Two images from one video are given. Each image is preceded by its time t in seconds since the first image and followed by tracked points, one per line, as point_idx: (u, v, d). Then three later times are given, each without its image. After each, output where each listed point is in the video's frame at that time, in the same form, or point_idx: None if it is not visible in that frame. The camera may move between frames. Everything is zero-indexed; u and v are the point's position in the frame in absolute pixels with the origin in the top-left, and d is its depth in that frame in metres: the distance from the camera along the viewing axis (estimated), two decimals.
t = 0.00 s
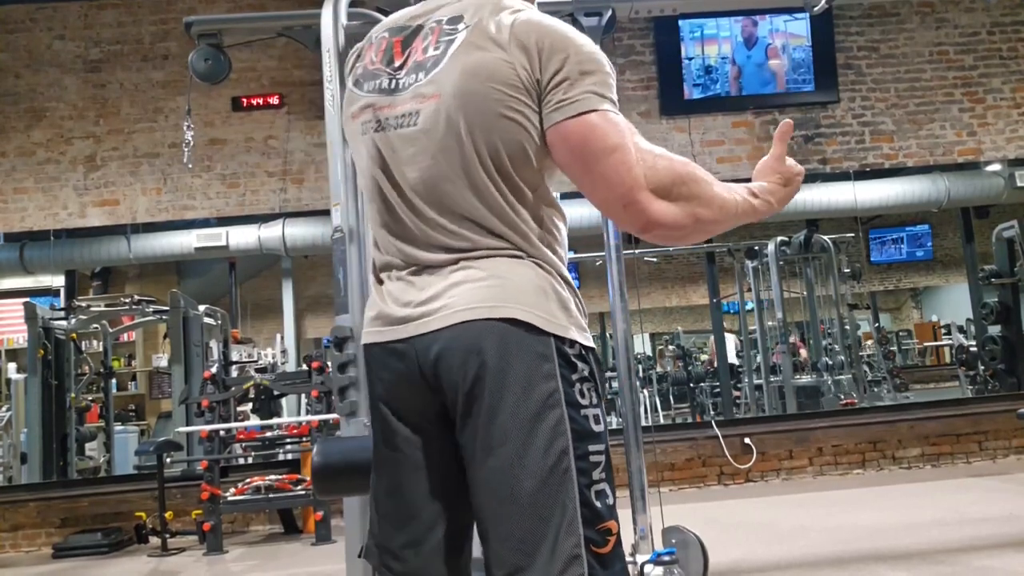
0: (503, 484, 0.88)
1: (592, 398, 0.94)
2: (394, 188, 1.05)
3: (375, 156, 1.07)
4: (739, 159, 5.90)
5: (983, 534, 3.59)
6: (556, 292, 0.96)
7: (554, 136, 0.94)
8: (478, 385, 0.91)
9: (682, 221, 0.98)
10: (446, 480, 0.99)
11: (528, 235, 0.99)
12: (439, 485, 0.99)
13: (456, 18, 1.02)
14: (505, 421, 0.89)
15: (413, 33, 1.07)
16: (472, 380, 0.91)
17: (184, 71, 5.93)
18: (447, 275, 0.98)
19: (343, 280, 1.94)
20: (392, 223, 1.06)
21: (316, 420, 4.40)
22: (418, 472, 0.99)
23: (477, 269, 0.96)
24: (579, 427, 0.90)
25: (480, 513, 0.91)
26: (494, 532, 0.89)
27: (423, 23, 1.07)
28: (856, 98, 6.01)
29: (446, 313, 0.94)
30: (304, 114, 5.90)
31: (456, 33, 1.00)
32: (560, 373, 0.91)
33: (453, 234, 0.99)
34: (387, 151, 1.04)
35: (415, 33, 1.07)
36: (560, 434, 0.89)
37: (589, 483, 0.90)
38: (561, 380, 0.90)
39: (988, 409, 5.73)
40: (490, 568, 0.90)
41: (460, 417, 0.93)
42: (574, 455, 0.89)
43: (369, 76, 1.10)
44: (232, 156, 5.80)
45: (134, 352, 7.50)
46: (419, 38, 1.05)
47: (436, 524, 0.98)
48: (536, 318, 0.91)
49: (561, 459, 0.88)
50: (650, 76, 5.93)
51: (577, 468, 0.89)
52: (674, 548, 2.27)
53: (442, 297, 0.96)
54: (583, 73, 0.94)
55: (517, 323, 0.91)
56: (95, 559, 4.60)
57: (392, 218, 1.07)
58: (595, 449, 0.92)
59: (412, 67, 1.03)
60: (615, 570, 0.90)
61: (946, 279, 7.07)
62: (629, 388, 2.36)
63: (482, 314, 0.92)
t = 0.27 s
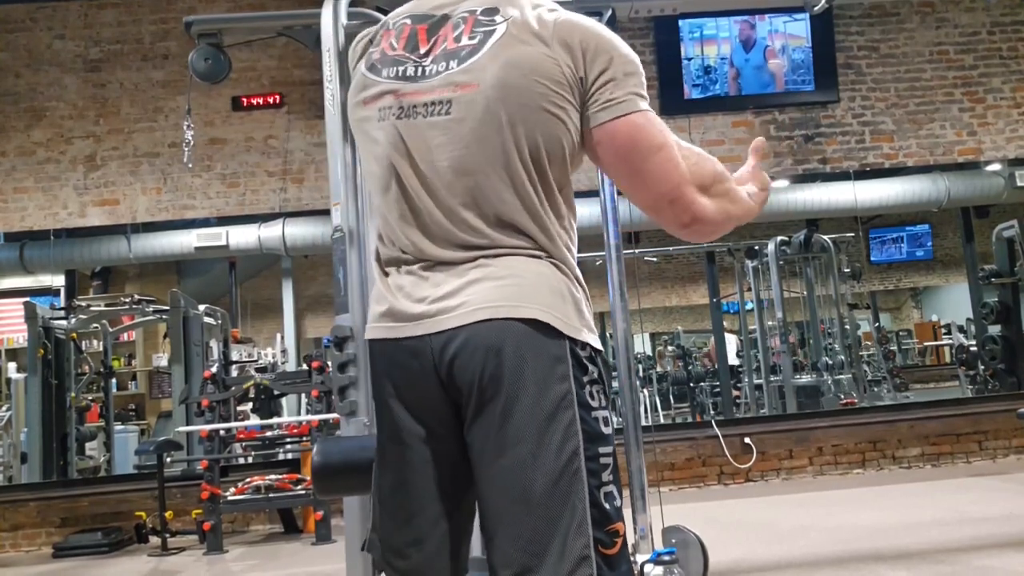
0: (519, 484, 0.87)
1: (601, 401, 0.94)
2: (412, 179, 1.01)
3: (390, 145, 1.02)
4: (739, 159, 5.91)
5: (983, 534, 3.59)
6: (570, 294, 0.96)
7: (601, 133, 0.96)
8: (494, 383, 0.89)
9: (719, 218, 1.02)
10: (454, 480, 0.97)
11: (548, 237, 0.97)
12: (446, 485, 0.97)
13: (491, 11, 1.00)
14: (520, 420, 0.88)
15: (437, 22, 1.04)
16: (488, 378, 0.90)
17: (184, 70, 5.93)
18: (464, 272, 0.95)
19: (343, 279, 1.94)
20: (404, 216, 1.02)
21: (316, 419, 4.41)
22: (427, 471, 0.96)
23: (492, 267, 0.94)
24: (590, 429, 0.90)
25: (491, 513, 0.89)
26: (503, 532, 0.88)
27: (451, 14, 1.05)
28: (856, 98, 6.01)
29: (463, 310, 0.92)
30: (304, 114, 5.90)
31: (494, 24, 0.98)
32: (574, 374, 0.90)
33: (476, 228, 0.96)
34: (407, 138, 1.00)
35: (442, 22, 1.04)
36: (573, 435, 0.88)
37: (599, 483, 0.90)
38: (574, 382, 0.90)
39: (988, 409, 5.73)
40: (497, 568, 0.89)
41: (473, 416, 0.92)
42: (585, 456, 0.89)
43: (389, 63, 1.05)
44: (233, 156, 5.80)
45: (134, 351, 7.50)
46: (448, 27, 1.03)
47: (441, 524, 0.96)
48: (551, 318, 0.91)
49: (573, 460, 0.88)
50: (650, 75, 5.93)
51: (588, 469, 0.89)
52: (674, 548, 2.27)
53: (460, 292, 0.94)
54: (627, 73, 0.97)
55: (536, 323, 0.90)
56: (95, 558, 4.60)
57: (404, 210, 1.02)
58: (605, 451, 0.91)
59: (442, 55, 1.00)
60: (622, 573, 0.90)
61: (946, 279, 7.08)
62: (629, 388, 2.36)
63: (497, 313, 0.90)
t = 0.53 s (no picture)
0: (532, 482, 0.87)
1: (607, 403, 0.95)
2: (428, 174, 0.98)
3: (401, 142, 1.00)
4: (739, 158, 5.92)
5: (983, 533, 3.58)
6: (581, 295, 0.97)
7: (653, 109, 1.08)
8: (509, 382, 0.89)
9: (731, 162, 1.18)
10: (459, 479, 0.96)
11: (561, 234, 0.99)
12: (452, 484, 0.96)
13: (511, 11, 1.01)
14: (533, 419, 0.88)
15: (453, 18, 1.03)
16: (503, 378, 0.90)
17: (184, 70, 5.93)
18: (480, 272, 0.95)
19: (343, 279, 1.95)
20: (416, 213, 1.00)
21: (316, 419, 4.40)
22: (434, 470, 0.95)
23: (508, 267, 0.94)
24: (597, 430, 0.91)
25: (501, 511, 0.89)
26: (513, 530, 0.88)
27: (466, 12, 1.04)
28: (856, 98, 6.02)
29: (479, 309, 0.92)
30: (304, 113, 5.90)
31: (517, 24, 0.99)
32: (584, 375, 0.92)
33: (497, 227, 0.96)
34: (424, 132, 0.98)
35: (457, 20, 1.03)
36: (582, 436, 0.89)
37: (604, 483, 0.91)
38: (584, 383, 0.91)
39: (988, 408, 5.73)
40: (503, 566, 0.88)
41: (486, 415, 0.91)
42: (593, 456, 0.90)
43: (402, 60, 1.03)
44: (233, 155, 5.80)
45: (134, 351, 7.50)
46: (464, 24, 1.02)
47: (445, 522, 0.96)
48: (565, 319, 0.92)
49: (582, 460, 0.88)
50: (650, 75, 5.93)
51: (595, 469, 0.90)
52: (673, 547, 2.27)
53: (475, 291, 0.93)
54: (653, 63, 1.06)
55: (552, 323, 0.91)
56: (95, 558, 4.60)
57: (416, 208, 1.00)
58: (611, 452, 0.93)
59: (460, 52, 0.99)
60: (627, 571, 0.91)
61: (947, 279, 7.10)
62: (629, 389, 2.36)
63: (513, 312, 0.90)
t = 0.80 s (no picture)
0: (540, 482, 0.89)
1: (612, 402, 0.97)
2: (446, 175, 1.00)
3: (417, 143, 1.02)
4: (739, 158, 5.93)
5: (983, 533, 3.58)
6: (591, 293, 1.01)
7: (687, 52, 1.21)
8: (523, 382, 0.91)
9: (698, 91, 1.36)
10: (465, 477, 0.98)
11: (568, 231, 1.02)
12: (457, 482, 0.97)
13: (524, 10, 1.02)
14: (545, 419, 0.90)
15: (462, 18, 1.04)
16: (516, 378, 0.92)
17: (184, 70, 5.93)
18: (497, 273, 0.97)
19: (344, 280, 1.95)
20: (430, 212, 1.02)
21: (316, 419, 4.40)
22: (440, 467, 0.96)
23: (523, 268, 0.97)
24: (604, 429, 0.93)
25: (507, 511, 0.90)
26: (518, 528, 0.89)
27: (475, 12, 1.05)
28: (856, 98, 6.03)
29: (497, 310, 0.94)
30: (304, 113, 5.90)
31: (535, 26, 1.01)
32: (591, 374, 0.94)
33: (517, 228, 0.99)
34: (442, 134, 1.00)
35: (467, 20, 1.04)
36: (591, 434, 0.91)
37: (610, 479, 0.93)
38: (592, 383, 0.93)
39: (988, 408, 5.73)
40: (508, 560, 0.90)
41: (497, 413, 0.93)
42: (600, 454, 0.92)
43: (415, 61, 1.03)
44: (233, 155, 5.80)
45: (134, 351, 7.50)
46: (478, 25, 1.03)
47: (450, 520, 0.97)
48: (579, 319, 0.94)
49: (589, 458, 0.91)
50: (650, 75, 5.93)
51: (602, 467, 0.92)
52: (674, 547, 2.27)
53: (492, 291, 0.95)
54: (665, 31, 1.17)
55: (566, 324, 0.93)
56: (95, 558, 4.60)
57: (430, 207, 1.02)
58: (616, 450, 0.95)
59: (478, 53, 1.00)
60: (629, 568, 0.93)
61: (947, 279, 7.12)
62: (629, 388, 2.35)
63: (533, 313, 0.93)
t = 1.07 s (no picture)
0: (547, 472, 1.00)
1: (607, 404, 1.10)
2: (455, 187, 1.08)
3: (423, 157, 1.09)
4: (740, 158, 5.89)
5: (983, 533, 3.58)
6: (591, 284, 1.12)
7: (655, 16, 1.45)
8: (531, 381, 1.03)
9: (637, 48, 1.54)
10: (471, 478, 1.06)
11: (567, 231, 1.13)
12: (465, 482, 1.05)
13: (518, 19, 1.11)
14: (550, 415, 1.02)
15: (457, 30, 1.12)
16: (525, 378, 1.03)
17: (184, 69, 5.92)
18: (506, 278, 1.08)
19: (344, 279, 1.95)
20: (436, 221, 1.09)
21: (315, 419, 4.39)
22: (450, 468, 1.04)
23: (531, 274, 1.08)
24: (602, 426, 1.06)
25: (518, 500, 1.00)
26: (528, 516, 0.99)
27: (469, 22, 1.13)
28: (856, 97, 6.00)
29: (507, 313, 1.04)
30: (303, 113, 5.88)
31: (531, 35, 1.10)
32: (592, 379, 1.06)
33: (527, 230, 1.09)
34: (451, 148, 1.08)
35: (462, 30, 1.12)
36: (591, 432, 1.03)
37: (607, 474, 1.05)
38: (592, 386, 1.06)
39: (987, 408, 5.73)
40: (514, 551, 0.99)
41: (507, 411, 1.03)
42: (599, 451, 1.04)
43: (415, 76, 1.11)
44: (232, 155, 5.80)
45: (134, 350, 7.50)
46: (475, 35, 1.12)
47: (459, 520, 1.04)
48: (580, 315, 1.07)
49: (590, 454, 1.03)
50: (650, 75, 5.92)
51: (601, 462, 1.04)
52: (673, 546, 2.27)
53: (502, 294, 1.05)
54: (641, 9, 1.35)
55: (568, 325, 1.05)
56: (95, 557, 4.60)
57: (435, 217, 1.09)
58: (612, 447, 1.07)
59: (478, 65, 1.09)
60: (626, 559, 1.05)
61: (947, 278, 7.11)
62: (629, 386, 2.34)
63: (543, 314, 1.04)
